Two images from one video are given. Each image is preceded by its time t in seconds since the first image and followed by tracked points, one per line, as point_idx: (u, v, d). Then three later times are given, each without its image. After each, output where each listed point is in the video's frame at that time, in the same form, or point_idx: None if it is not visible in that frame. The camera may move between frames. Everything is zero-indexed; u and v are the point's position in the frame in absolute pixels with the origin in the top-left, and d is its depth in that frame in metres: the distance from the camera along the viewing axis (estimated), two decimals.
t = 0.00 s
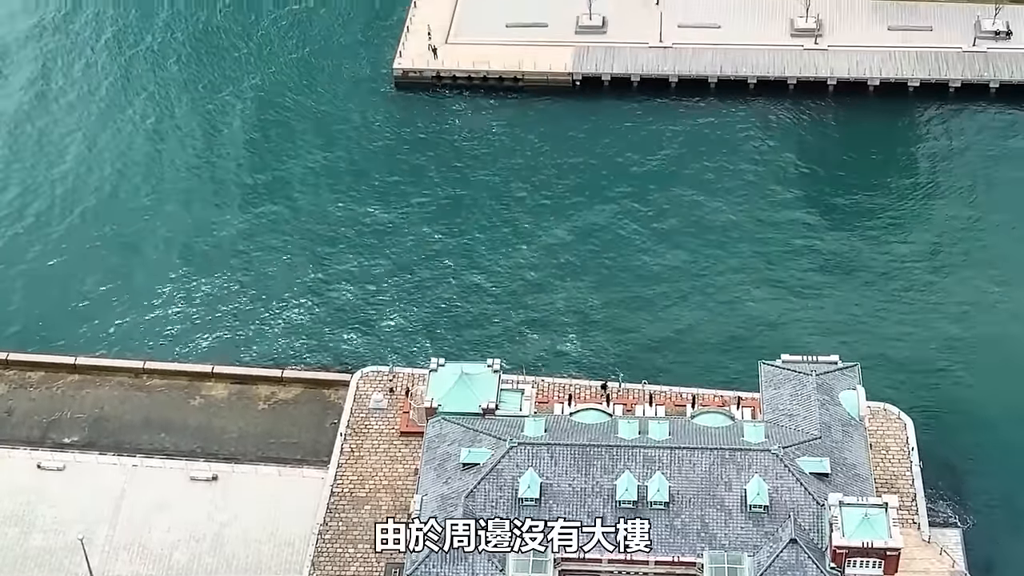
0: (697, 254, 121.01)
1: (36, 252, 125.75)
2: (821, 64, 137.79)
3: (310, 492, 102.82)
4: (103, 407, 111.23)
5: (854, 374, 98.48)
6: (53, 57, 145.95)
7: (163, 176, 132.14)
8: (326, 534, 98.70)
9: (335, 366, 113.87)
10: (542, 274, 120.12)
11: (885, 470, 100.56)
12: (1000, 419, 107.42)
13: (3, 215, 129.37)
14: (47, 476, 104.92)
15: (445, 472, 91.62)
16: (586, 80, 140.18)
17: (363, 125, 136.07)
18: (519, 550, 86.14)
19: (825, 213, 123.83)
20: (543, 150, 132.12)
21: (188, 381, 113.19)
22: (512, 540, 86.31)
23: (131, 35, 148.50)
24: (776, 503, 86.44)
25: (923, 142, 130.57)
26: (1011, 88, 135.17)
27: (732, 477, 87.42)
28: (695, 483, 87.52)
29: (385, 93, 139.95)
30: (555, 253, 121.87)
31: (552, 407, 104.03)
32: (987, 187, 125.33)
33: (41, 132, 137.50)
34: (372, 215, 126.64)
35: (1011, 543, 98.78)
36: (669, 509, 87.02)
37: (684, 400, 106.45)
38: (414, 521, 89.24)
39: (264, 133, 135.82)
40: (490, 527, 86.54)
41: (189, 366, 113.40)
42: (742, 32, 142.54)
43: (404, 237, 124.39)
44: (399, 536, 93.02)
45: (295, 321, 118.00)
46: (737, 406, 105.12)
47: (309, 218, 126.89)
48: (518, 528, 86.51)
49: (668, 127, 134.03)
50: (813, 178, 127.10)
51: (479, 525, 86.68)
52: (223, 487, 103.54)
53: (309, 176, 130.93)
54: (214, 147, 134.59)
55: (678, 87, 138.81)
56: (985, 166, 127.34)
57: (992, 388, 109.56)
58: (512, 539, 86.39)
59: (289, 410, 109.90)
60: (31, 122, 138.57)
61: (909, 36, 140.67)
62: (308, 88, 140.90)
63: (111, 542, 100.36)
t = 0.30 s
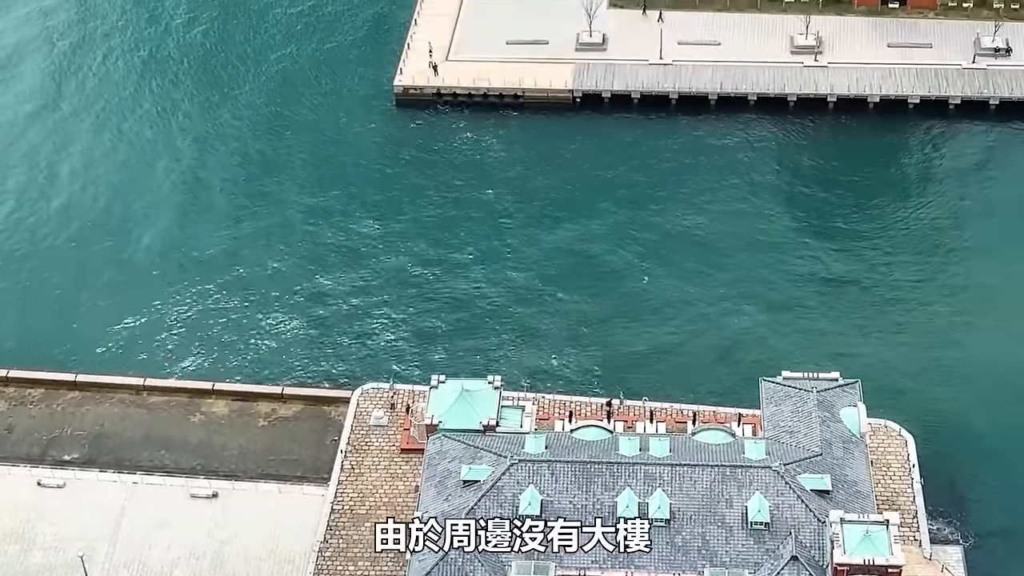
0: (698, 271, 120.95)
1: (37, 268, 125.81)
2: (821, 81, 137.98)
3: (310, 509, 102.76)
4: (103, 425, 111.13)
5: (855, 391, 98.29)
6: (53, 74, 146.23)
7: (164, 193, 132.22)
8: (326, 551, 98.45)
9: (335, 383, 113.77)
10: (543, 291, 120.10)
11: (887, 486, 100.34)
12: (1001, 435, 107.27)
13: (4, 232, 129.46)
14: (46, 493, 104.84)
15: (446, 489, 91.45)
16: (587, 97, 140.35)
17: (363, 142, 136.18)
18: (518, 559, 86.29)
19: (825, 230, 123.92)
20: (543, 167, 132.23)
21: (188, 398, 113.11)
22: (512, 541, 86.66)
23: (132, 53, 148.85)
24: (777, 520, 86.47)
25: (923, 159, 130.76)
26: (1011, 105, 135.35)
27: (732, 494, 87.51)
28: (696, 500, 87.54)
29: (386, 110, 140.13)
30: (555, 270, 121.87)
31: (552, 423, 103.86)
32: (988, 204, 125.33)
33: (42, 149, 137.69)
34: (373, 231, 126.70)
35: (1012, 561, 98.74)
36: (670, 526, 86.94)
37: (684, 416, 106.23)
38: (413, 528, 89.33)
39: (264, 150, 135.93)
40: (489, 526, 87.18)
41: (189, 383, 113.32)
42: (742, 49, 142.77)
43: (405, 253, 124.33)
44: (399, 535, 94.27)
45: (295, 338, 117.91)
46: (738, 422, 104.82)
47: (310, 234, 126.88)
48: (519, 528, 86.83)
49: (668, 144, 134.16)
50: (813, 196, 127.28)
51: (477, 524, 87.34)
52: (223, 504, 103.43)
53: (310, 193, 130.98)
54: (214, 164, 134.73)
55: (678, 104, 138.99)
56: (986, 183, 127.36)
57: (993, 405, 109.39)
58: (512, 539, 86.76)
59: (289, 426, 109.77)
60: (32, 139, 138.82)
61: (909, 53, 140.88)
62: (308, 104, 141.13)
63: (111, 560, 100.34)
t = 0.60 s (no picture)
0: (699, 287, 120.99)
1: (37, 285, 125.81)
2: (821, 98, 138.16)
3: (310, 527, 102.61)
4: (103, 442, 110.98)
5: (856, 408, 98.29)
6: (54, 92, 146.51)
7: (165, 209, 132.28)
8: (327, 568, 97.95)
9: (336, 400, 113.65)
10: (544, 307, 120.08)
11: (888, 503, 100.07)
12: (1003, 452, 106.96)
13: (5, 249, 129.52)
14: (46, 511, 104.72)
15: (447, 506, 91.16)
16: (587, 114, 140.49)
17: (364, 159, 136.34)
18: (518, 560, 86.41)
19: (826, 247, 124.00)
20: (544, 184, 132.33)
21: (189, 415, 113.01)
22: (512, 542, 86.71)
23: (133, 71, 149.26)
24: (779, 537, 86.17)
25: (923, 175, 130.90)
26: (1011, 121, 135.41)
27: (734, 511, 87.33)
28: (697, 517, 87.40)
29: (387, 127, 140.31)
30: (555, 287, 121.87)
31: (554, 440, 103.66)
32: (989, 220, 125.31)
33: (42, 166, 137.78)
34: (374, 248, 126.74)
35: None
36: (671, 543, 86.77)
37: (685, 432, 106.09)
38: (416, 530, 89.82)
39: (265, 167, 136.08)
40: (490, 526, 87.32)
41: (190, 400, 113.25)
42: (742, 66, 142.98)
43: (406, 270, 124.37)
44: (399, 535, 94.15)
45: (296, 354, 117.92)
46: (740, 439, 104.69)
47: (311, 250, 126.95)
48: (519, 529, 86.98)
49: (669, 161, 134.32)
50: (813, 212, 127.42)
51: (477, 524, 87.45)
52: (223, 521, 103.28)
53: (311, 209, 131.08)
54: (216, 181, 134.89)
55: (678, 121, 139.11)
56: (986, 199, 127.41)
57: (994, 421, 109.16)
58: (512, 539, 86.76)
59: (290, 444, 109.61)
60: (33, 156, 138.98)
61: (909, 69, 141.04)
62: (310, 121, 141.35)
63: None
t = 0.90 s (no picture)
0: (700, 304, 120.89)
1: (38, 302, 125.88)
2: (822, 115, 138.27)
3: (311, 545, 102.28)
4: (104, 460, 110.85)
5: (857, 425, 97.97)
6: (56, 110, 146.90)
7: (166, 226, 132.33)
8: None
9: (337, 418, 113.45)
10: (545, 324, 120.00)
11: (890, 520, 99.75)
12: (1006, 469, 106.43)
13: (6, 267, 129.63)
14: (47, 528, 104.64)
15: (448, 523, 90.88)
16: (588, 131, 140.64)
17: (365, 177, 136.45)
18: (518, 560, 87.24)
19: (826, 264, 123.97)
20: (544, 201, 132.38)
21: (190, 432, 112.87)
22: (512, 541, 87.44)
23: (135, 89, 149.62)
24: (781, 554, 86.01)
25: (923, 193, 130.96)
26: (1011, 138, 135.39)
27: (735, 528, 87.09)
28: (699, 535, 87.17)
29: (388, 144, 140.51)
30: (556, 304, 121.82)
31: (555, 457, 103.49)
32: (990, 237, 125.29)
33: (44, 184, 138.03)
34: (374, 265, 126.71)
35: None
36: (672, 560, 86.71)
37: (686, 450, 105.89)
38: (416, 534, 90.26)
39: (267, 185, 136.24)
40: (490, 526, 88.10)
41: (190, 418, 113.15)
42: (742, 83, 143.25)
43: (407, 287, 124.37)
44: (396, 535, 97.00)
45: (297, 372, 117.78)
46: (741, 456, 104.43)
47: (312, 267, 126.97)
48: (519, 528, 87.71)
49: (669, 178, 134.37)
50: (814, 230, 127.41)
51: (477, 525, 88.32)
52: (224, 539, 103.15)
53: (312, 226, 131.12)
54: (217, 199, 134.99)
55: (679, 138, 139.20)
56: (987, 216, 127.36)
57: (996, 437, 108.71)
58: (512, 539, 87.48)
59: (291, 461, 109.44)
60: (34, 174, 139.25)
61: (910, 86, 141.22)
62: (311, 139, 141.53)
63: None
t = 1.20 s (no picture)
0: (702, 322, 120.78)
1: (39, 321, 125.70)
2: (822, 133, 138.44)
3: (312, 563, 101.96)
4: (105, 478, 110.73)
5: (859, 443, 98.03)
6: (57, 128, 147.05)
7: (168, 244, 132.33)
8: None
9: (338, 435, 113.31)
10: (546, 343, 119.80)
11: (892, 538, 99.62)
12: (1009, 485, 105.92)
13: (6, 285, 129.55)
14: (48, 547, 104.39)
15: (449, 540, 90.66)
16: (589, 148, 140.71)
17: (366, 195, 136.52)
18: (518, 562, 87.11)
19: (828, 283, 123.90)
20: (545, 219, 132.45)
21: (190, 450, 112.78)
22: (511, 540, 87.96)
23: (137, 107, 149.84)
24: (783, 573, 85.61)
25: (924, 210, 131.02)
26: (1012, 155, 135.44)
27: (737, 546, 87.03)
28: (700, 553, 87.15)
29: (389, 162, 140.67)
30: (557, 321, 121.72)
31: (556, 475, 103.47)
32: (992, 255, 125.14)
33: (44, 202, 138.02)
34: (375, 283, 126.71)
35: None
36: None
37: (688, 467, 105.75)
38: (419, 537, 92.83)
39: (268, 203, 136.29)
40: (490, 525, 89.35)
41: (191, 435, 113.06)
42: (743, 101, 143.45)
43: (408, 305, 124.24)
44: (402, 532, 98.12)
45: (298, 390, 117.50)
46: (743, 474, 104.36)
47: (313, 285, 126.92)
48: (519, 528, 88.22)
49: (670, 196, 134.46)
50: (815, 248, 127.47)
51: (478, 523, 89.76)
52: (224, 557, 102.85)
53: (313, 244, 131.20)
54: (218, 217, 134.97)
55: (680, 156, 139.30)
56: (988, 233, 127.30)
57: (999, 454, 108.24)
58: (511, 537, 88.06)
59: (292, 479, 109.29)
60: (36, 192, 139.34)
61: (910, 104, 141.35)
62: (312, 157, 141.68)
63: None
